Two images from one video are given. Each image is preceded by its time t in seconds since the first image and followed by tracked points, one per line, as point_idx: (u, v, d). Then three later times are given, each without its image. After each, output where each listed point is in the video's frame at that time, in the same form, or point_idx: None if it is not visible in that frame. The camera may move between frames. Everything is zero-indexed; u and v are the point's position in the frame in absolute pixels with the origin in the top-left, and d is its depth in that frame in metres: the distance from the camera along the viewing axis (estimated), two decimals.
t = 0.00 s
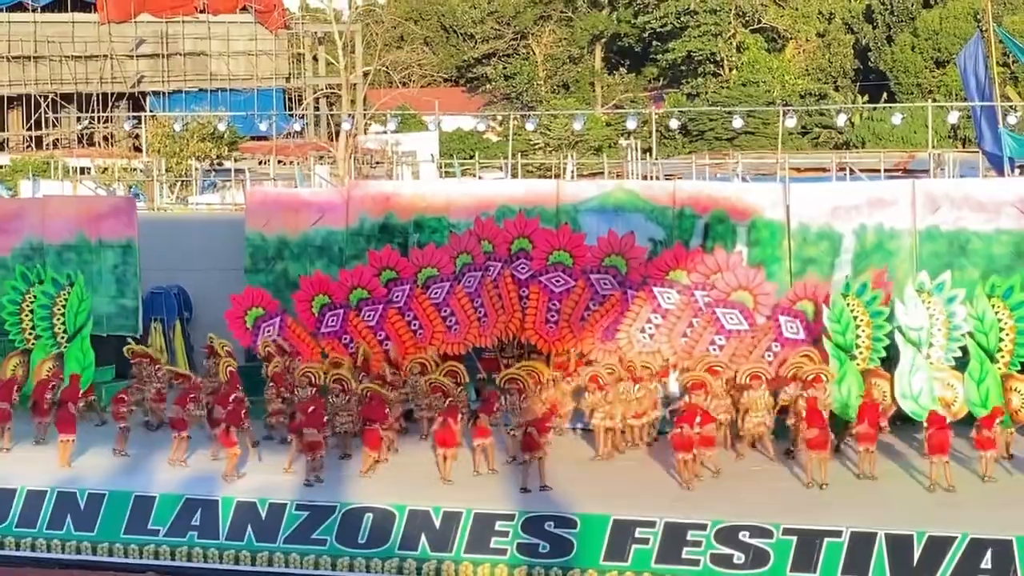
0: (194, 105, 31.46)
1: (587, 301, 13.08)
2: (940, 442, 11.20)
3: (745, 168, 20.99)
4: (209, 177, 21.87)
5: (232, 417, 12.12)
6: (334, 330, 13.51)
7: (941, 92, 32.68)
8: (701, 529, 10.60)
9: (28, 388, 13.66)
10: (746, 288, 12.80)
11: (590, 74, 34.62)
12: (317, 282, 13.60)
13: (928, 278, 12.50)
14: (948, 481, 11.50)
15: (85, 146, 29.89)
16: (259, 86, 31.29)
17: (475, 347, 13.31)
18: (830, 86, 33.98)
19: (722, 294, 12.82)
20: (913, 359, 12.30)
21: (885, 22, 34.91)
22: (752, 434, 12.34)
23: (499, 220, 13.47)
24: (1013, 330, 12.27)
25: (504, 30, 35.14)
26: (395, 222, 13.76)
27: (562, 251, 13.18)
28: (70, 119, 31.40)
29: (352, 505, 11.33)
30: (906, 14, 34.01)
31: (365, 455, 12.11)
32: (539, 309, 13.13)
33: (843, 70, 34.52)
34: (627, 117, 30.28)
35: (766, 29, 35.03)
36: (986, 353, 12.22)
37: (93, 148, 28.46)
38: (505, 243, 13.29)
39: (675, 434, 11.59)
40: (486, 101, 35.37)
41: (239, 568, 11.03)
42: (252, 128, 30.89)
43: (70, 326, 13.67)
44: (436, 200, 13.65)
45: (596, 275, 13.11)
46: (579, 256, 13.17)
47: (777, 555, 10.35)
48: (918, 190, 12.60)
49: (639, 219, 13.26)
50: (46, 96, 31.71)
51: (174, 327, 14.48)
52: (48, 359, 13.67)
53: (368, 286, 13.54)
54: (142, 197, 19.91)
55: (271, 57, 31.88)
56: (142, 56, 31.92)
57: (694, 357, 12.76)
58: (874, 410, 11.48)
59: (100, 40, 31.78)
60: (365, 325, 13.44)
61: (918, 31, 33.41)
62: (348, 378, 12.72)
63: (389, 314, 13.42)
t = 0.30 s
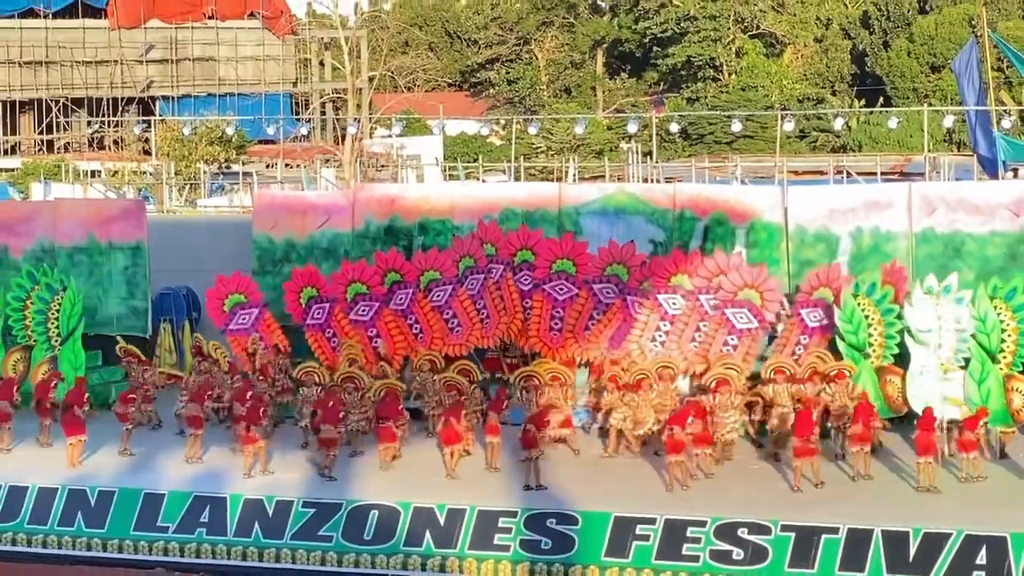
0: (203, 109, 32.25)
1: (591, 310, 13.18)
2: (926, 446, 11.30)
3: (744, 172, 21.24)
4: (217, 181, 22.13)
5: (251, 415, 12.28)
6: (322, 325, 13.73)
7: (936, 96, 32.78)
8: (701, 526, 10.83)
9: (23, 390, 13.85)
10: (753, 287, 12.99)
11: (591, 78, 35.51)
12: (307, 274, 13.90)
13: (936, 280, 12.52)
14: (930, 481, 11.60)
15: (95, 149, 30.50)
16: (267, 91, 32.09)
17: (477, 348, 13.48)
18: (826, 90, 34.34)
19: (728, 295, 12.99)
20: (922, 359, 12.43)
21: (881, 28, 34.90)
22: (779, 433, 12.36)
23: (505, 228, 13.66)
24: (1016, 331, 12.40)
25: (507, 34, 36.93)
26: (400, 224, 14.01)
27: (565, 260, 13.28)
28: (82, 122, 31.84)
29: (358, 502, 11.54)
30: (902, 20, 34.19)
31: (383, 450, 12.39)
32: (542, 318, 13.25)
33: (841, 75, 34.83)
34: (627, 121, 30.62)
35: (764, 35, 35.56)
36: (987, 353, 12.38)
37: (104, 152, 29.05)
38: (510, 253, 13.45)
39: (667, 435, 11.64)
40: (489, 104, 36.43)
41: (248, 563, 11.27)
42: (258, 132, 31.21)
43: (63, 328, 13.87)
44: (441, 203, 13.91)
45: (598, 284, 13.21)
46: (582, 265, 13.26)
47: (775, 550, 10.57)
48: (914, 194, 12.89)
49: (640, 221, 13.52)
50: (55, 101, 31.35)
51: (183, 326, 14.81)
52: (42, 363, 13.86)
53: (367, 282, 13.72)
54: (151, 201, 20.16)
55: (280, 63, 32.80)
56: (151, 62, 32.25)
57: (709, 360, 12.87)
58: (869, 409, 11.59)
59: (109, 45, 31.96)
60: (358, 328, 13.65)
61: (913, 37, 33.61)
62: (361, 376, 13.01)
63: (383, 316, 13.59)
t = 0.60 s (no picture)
0: (212, 114, 33.53)
1: (598, 324, 13.47)
2: (913, 448, 11.48)
3: (743, 175, 21.52)
4: (225, 184, 22.44)
5: (275, 413, 12.63)
6: (297, 316, 14.31)
7: (930, 101, 32.79)
8: (700, 523, 11.10)
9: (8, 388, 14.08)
10: (775, 283, 13.20)
11: (592, 85, 36.11)
12: (288, 265, 14.41)
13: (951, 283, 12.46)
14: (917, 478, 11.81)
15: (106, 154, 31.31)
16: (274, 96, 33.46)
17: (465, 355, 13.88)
18: (823, 95, 34.76)
19: (754, 291, 13.22)
20: (939, 361, 12.33)
21: (876, 34, 35.18)
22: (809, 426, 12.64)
23: (511, 240, 13.97)
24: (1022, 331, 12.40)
25: (510, 41, 37.06)
26: (405, 227, 14.25)
27: (567, 270, 13.61)
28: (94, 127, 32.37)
29: (363, 499, 11.80)
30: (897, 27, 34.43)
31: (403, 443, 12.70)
32: (551, 330, 13.59)
33: (836, 81, 35.43)
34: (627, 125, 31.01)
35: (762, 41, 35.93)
36: (994, 354, 12.32)
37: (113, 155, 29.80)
38: (514, 266, 13.78)
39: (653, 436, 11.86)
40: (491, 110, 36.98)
41: (255, 560, 11.52)
42: (264, 136, 31.61)
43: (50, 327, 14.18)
44: (445, 206, 14.14)
45: (601, 294, 13.50)
46: (584, 275, 13.58)
47: (772, 546, 10.82)
48: (908, 197, 13.09)
49: (640, 224, 13.74)
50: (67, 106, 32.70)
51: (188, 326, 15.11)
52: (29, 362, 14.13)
53: (358, 281, 14.16)
54: (160, 204, 20.47)
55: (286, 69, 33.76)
56: (161, 67, 33.38)
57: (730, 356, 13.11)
58: (857, 411, 11.80)
59: (121, 52, 33.33)
60: (339, 323, 14.14)
61: (907, 42, 33.77)
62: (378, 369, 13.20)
63: (366, 319, 14.06)
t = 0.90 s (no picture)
0: (214, 117, 33.45)
1: (605, 335, 13.60)
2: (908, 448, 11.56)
3: (740, 177, 21.67)
4: (229, 187, 22.61)
5: (287, 411, 12.77)
6: (272, 313, 14.55)
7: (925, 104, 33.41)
8: (698, 521, 11.23)
9: None
10: (801, 283, 13.25)
11: (591, 87, 36.07)
12: (272, 262, 14.56)
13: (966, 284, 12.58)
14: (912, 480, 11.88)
15: (110, 157, 31.67)
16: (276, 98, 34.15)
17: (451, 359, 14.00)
18: (821, 99, 35.04)
19: (781, 292, 13.27)
20: (955, 363, 12.43)
21: (873, 38, 35.59)
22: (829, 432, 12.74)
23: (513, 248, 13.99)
24: None
25: (510, 46, 37.78)
26: (406, 229, 14.38)
27: (569, 276, 13.69)
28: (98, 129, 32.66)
29: (365, 499, 11.89)
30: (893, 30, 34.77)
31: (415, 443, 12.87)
32: (557, 335, 13.71)
33: (833, 84, 35.71)
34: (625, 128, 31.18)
35: (759, 45, 36.11)
36: (1009, 353, 12.28)
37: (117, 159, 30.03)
38: (512, 272, 13.84)
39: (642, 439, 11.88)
40: (492, 113, 36.90)
41: (258, 558, 11.66)
42: (269, 140, 31.78)
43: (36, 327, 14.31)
44: (446, 207, 14.29)
45: (605, 301, 13.59)
46: (586, 280, 13.67)
47: (770, 545, 10.96)
48: (904, 199, 13.23)
49: (639, 225, 13.85)
50: (71, 109, 32.70)
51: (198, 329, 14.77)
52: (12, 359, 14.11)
53: (336, 282, 14.39)
54: (164, 206, 20.65)
55: (288, 72, 34.79)
56: (165, 71, 33.71)
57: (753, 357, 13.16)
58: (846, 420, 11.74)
59: (125, 55, 33.44)
60: (314, 323, 14.42)
61: (903, 47, 34.05)
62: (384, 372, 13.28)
63: (341, 322, 14.33)
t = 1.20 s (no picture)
0: (220, 123, 35.70)
1: (615, 333, 13.69)
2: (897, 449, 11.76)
3: (735, 182, 22.05)
4: (235, 191, 23.04)
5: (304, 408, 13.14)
6: (244, 316, 14.71)
7: (917, 111, 33.42)
8: (693, 518, 11.48)
9: None
10: (834, 290, 13.37)
11: (590, 94, 36.88)
12: (249, 266, 14.72)
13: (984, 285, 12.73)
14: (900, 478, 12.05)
15: (120, 162, 33.37)
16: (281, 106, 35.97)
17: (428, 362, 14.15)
18: (812, 106, 35.72)
19: (816, 299, 13.38)
20: (970, 363, 12.61)
21: (864, 46, 36.48)
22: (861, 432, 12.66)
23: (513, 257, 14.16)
24: None
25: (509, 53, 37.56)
26: (408, 232, 14.68)
27: (582, 277, 13.86)
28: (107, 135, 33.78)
29: (368, 496, 12.13)
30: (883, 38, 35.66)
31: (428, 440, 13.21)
32: (566, 336, 13.81)
33: (825, 91, 36.55)
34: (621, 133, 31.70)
35: (752, 53, 36.99)
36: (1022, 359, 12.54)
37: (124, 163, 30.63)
38: (509, 274, 14.03)
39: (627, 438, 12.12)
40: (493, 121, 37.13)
41: (263, 554, 11.98)
42: (273, 144, 32.23)
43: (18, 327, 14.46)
44: (446, 212, 14.62)
45: (616, 305, 13.73)
46: (598, 283, 13.82)
47: (762, 542, 11.26)
48: (895, 203, 13.56)
49: (636, 229, 14.21)
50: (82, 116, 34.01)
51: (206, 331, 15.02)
52: None
53: (301, 285, 14.57)
54: (172, 210, 21.05)
55: (292, 79, 36.66)
56: (173, 78, 35.29)
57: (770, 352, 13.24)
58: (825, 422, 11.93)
59: (133, 63, 34.86)
60: (279, 325, 14.57)
61: (894, 54, 34.81)
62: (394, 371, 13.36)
63: (306, 323, 14.51)
